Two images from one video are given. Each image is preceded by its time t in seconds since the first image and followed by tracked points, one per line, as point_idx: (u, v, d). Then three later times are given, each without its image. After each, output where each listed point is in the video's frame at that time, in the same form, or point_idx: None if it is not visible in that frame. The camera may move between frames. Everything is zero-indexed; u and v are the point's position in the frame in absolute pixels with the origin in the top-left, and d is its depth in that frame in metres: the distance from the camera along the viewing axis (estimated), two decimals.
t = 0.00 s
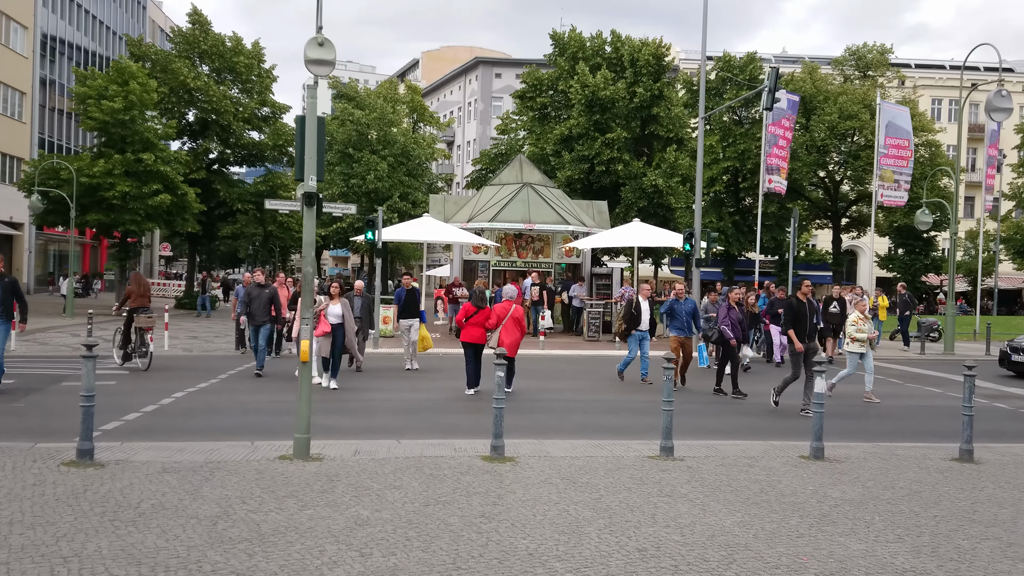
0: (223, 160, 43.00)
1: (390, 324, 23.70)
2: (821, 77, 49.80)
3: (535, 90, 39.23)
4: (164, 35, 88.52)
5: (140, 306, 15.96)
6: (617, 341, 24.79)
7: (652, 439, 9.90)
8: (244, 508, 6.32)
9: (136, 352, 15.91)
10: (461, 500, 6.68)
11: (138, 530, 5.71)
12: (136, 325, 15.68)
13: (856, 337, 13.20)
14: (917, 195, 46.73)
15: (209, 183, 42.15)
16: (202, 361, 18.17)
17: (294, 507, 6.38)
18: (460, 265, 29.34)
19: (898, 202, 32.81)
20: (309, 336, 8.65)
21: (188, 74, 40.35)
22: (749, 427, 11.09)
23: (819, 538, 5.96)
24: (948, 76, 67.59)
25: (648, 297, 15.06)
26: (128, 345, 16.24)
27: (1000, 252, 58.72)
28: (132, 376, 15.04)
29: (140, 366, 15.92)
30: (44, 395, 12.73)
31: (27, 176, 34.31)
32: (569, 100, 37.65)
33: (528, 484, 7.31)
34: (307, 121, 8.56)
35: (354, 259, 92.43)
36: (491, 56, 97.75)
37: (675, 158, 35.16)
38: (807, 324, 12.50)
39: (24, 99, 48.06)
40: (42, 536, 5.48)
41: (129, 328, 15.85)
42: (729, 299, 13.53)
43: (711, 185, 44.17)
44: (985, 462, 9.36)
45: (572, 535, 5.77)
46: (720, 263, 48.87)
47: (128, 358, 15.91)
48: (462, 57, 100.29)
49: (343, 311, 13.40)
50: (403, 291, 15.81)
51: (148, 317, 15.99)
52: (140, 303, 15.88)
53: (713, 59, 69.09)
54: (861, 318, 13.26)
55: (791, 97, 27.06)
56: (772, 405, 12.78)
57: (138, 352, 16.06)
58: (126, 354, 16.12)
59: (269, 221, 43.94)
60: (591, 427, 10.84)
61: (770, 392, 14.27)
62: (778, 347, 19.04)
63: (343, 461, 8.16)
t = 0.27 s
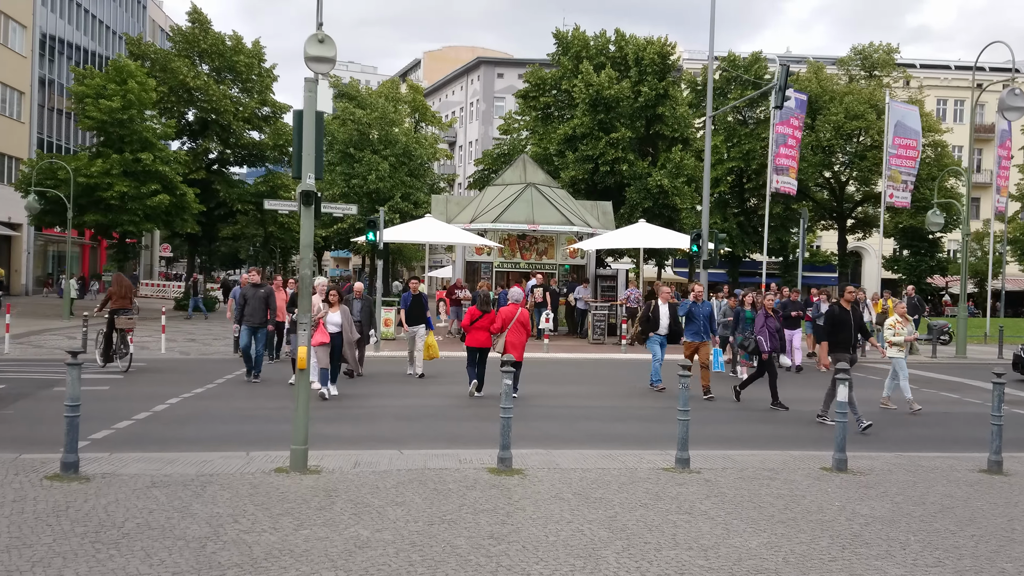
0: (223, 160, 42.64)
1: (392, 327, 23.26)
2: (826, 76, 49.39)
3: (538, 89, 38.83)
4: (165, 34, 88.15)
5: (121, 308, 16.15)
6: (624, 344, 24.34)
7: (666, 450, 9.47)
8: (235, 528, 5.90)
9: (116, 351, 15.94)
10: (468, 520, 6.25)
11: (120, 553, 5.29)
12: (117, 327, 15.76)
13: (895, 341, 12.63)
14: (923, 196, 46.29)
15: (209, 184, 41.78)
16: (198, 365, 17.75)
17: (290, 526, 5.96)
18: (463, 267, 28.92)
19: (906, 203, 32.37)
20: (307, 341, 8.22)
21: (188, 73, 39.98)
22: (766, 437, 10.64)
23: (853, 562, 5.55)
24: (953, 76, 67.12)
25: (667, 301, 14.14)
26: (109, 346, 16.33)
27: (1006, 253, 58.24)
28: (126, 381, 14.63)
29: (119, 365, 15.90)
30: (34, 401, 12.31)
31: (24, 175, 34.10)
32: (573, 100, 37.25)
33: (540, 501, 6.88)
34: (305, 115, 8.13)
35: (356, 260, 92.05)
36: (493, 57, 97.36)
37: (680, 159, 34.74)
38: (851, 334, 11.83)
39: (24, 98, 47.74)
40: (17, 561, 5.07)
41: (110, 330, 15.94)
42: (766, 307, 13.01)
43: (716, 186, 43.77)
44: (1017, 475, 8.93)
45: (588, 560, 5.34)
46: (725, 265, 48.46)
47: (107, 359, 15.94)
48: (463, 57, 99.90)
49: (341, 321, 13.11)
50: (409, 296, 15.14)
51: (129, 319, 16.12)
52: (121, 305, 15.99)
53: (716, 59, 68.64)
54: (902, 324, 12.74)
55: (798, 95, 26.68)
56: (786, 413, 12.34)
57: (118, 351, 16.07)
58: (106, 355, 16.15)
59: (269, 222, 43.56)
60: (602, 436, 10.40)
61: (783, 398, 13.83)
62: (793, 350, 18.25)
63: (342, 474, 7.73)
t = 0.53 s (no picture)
0: (229, 159, 42.36)
1: (398, 327, 22.86)
2: (836, 75, 48.86)
3: (547, 87, 38.40)
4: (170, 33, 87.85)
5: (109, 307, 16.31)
6: (635, 345, 23.89)
7: (687, 457, 9.05)
8: (236, 544, 5.52)
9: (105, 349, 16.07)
10: (484, 535, 5.86)
11: (114, 573, 4.92)
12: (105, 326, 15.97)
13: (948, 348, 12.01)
14: (935, 195, 45.79)
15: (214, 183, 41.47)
16: (201, 367, 17.37)
17: (295, 542, 5.57)
18: (471, 266, 28.52)
19: (920, 201, 31.89)
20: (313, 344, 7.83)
21: (193, 71, 39.66)
22: (790, 443, 10.21)
23: None
24: (964, 75, 66.45)
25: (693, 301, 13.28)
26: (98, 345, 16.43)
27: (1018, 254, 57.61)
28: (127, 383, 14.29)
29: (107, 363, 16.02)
30: (31, 404, 11.94)
31: (28, 174, 33.88)
32: (581, 98, 36.83)
33: (559, 514, 6.48)
34: (311, 107, 7.74)
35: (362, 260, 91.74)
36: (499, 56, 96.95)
37: (691, 157, 34.29)
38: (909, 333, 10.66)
39: (28, 96, 47.48)
40: None
41: (98, 328, 16.16)
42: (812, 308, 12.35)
43: (726, 185, 43.33)
44: None
45: None
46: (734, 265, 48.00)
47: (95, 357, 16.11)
48: (470, 56, 99.50)
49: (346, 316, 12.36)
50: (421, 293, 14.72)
51: (117, 318, 16.39)
52: (108, 304, 16.26)
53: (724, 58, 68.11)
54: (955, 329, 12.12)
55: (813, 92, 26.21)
56: (808, 418, 11.91)
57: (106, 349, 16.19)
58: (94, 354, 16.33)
59: (275, 222, 43.24)
60: (619, 443, 10.00)
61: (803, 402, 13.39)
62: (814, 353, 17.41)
63: (350, 483, 7.34)
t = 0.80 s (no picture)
0: (239, 159, 42.17)
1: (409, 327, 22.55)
2: (851, 72, 48.36)
3: (558, 85, 38.02)
4: (178, 31, 87.70)
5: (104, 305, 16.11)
6: (649, 345, 23.51)
7: (712, 463, 8.69)
8: (243, 558, 5.20)
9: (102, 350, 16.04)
10: (506, 548, 5.52)
11: None
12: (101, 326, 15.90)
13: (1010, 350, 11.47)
14: (952, 193, 45.23)
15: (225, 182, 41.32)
16: (209, 368, 17.09)
17: (306, 556, 5.25)
18: (483, 265, 28.22)
19: (938, 199, 31.40)
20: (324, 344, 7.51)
21: (203, 70, 39.45)
22: (817, 448, 9.84)
23: None
24: (979, 73, 65.72)
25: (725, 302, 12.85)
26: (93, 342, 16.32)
27: None
28: (134, 384, 14.01)
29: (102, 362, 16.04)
30: (35, 406, 11.67)
31: (37, 173, 33.82)
32: (594, 96, 36.44)
33: (584, 524, 6.14)
34: (321, 98, 7.41)
35: (371, 260, 91.62)
36: (509, 55, 96.56)
37: (705, 155, 33.88)
38: (973, 343, 9.95)
39: (39, 95, 47.26)
40: None
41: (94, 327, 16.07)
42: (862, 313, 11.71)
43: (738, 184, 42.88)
44: None
45: None
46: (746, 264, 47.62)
47: (92, 356, 16.13)
48: (480, 55, 99.14)
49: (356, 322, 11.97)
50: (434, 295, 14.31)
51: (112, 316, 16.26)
52: (104, 303, 16.05)
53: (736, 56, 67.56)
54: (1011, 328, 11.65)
55: (830, 89, 25.80)
56: (834, 421, 11.52)
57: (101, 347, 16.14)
58: (92, 351, 16.35)
59: (286, 221, 43.03)
60: (640, 447, 9.65)
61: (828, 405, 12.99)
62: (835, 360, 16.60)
63: (363, 490, 7.03)
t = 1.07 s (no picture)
0: (254, 158, 41.99)
1: (425, 327, 22.18)
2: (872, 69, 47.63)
3: (574, 83, 37.60)
4: (194, 31, 87.86)
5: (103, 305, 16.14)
6: (669, 346, 23.02)
7: (745, 471, 8.24)
8: None
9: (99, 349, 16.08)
10: (535, 566, 5.12)
11: None
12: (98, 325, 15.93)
13: None
14: (975, 193, 44.50)
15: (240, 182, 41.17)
16: (222, 368, 16.74)
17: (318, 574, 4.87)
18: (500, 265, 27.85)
19: (963, 198, 30.75)
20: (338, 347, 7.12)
21: (218, 69, 39.28)
22: (854, 455, 9.37)
23: None
24: (1002, 70, 64.73)
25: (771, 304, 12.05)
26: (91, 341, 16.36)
27: None
28: (144, 386, 13.71)
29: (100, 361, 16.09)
30: (42, 409, 11.38)
31: (52, 173, 33.79)
32: (611, 94, 35.98)
33: (615, 540, 5.72)
34: (335, 86, 7.00)
35: (386, 260, 91.52)
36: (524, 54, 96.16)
37: (725, 153, 33.35)
38: None
39: (56, 96, 47.23)
40: None
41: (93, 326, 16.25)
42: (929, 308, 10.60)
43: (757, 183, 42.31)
44: None
45: None
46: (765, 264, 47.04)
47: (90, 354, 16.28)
48: (495, 55, 98.81)
49: (368, 320, 11.15)
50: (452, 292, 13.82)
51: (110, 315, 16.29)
52: (104, 301, 16.25)
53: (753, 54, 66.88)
54: None
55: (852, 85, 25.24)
56: (869, 428, 11.03)
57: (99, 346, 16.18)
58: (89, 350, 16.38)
59: (301, 221, 42.84)
60: (668, 453, 9.21)
61: (860, 409, 12.49)
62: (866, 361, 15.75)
63: (379, 500, 6.64)
